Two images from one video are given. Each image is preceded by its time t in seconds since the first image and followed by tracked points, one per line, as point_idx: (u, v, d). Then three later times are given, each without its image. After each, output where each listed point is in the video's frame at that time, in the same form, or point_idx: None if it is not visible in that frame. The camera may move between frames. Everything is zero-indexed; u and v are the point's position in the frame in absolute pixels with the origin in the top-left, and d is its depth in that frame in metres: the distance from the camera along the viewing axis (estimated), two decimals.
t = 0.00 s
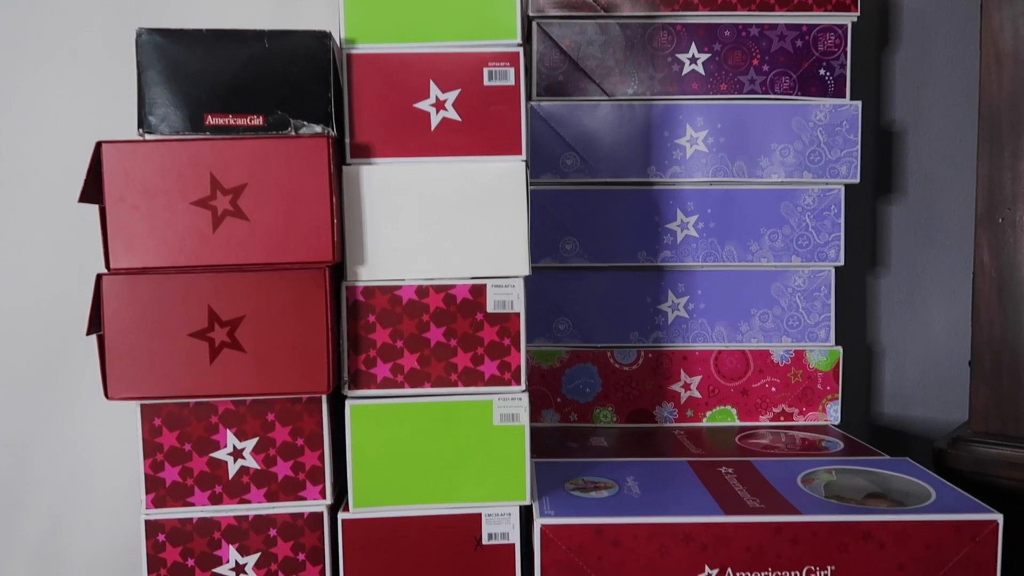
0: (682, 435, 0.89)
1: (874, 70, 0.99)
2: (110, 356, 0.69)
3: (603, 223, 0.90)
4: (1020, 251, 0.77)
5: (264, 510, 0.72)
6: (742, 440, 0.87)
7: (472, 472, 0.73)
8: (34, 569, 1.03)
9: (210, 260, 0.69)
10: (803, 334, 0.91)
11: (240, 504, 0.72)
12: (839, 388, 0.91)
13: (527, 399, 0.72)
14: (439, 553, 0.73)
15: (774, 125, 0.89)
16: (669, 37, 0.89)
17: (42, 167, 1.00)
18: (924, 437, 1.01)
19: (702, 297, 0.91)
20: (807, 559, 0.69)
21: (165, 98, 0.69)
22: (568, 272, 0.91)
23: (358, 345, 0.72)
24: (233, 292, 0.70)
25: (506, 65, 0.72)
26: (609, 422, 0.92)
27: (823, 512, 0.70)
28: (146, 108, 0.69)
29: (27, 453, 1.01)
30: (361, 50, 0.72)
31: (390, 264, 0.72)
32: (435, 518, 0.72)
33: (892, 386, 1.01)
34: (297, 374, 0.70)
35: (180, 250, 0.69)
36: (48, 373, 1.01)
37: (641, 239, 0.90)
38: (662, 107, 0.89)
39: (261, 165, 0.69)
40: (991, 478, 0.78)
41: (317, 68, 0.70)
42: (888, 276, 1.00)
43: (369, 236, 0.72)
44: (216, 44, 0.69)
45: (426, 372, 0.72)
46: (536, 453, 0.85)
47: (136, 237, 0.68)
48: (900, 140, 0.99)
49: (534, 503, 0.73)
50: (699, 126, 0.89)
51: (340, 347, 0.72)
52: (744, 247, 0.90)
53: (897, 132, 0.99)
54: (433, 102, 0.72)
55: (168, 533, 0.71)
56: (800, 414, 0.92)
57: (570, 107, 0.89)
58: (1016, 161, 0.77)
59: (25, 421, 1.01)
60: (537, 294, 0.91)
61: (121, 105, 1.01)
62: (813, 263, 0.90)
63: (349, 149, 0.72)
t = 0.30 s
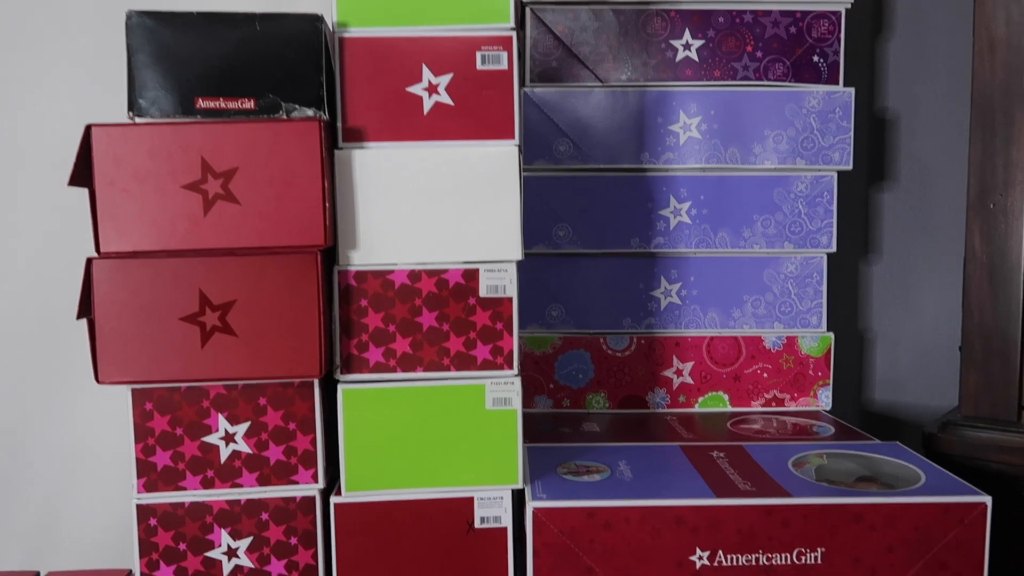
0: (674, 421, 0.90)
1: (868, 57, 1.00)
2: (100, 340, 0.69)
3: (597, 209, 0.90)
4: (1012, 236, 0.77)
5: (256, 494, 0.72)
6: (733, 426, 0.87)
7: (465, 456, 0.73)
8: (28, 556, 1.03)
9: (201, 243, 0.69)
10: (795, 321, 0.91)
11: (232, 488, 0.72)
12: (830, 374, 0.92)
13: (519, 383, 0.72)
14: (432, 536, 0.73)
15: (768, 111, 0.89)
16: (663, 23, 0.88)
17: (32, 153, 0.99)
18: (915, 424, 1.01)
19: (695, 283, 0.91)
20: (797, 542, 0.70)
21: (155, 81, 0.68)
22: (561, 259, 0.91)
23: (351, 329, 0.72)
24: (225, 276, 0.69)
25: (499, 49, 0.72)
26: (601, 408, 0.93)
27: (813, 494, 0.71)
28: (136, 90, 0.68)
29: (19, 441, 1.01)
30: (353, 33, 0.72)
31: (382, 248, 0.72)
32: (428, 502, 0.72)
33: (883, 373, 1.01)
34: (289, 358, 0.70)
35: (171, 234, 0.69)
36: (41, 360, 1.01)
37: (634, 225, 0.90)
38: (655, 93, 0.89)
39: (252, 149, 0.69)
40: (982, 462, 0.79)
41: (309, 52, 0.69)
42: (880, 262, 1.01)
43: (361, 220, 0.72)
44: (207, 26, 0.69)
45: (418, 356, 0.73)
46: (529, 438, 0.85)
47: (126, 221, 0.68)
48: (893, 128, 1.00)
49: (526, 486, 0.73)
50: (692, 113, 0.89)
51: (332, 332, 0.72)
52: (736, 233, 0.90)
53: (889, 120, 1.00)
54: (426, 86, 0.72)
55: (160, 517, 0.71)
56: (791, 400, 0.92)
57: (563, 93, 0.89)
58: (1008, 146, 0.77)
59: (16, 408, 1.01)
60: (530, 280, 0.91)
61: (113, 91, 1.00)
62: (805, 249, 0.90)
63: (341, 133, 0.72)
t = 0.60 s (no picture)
0: (667, 402, 0.90)
1: (862, 39, 1.00)
2: (91, 320, 0.68)
3: (591, 191, 0.90)
4: (1004, 218, 0.77)
5: (249, 474, 0.71)
6: (726, 407, 0.87)
7: (459, 436, 0.73)
8: (21, 537, 1.03)
9: (192, 222, 0.68)
10: (788, 303, 0.92)
11: (226, 469, 0.72)
12: (823, 356, 0.92)
13: (513, 363, 0.72)
14: (426, 516, 0.73)
15: (762, 93, 0.88)
16: (657, 3, 0.88)
17: (21, 134, 0.98)
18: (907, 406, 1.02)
19: (689, 265, 0.91)
20: (789, 521, 0.70)
21: (144, 57, 0.68)
22: (555, 241, 0.91)
23: (344, 309, 0.72)
24: (216, 255, 0.69)
25: (492, 27, 0.71)
26: (595, 390, 0.93)
27: (805, 474, 0.71)
28: (125, 67, 0.68)
29: (10, 424, 1.01)
30: (344, 10, 0.71)
31: (375, 228, 0.71)
32: (422, 482, 0.72)
33: (876, 355, 1.02)
34: (282, 338, 0.69)
35: (162, 213, 0.68)
36: (32, 343, 1.00)
37: (629, 207, 0.90)
38: (650, 74, 0.88)
39: (244, 127, 0.68)
40: (973, 443, 0.79)
41: (300, 28, 0.69)
42: (873, 245, 1.01)
43: (354, 200, 0.71)
44: (196, 2, 0.68)
45: (412, 336, 0.72)
46: (523, 420, 0.85)
47: (117, 199, 0.68)
48: (887, 111, 1.00)
49: (520, 466, 0.73)
50: (686, 94, 0.89)
51: (324, 312, 0.72)
52: (730, 215, 0.90)
53: (884, 103, 1.00)
54: (418, 64, 0.71)
55: (153, 497, 0.71)
56: (784, 382, 0.93)
57: (557, 73, 0.88)
58: (1002, 128, 0.77)
59: (8, 392, 1.00)
60: (524, 262, 0.91)
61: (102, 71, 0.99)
62: (799, 231, 0.90)
63: (333, 112, 0.71)
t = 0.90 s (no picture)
0: (658, 387, 0.90)
1: (854, 26, 1.00)
2: (80, 303, 0.68)
3: (583, 176, 0.90)
4: (994, 203, 0.77)
5: (240, 459, 0.71)
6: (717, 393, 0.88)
7: (450, 421, 0.73)
8: (10, 525, 1.03)
9: (181, 206, 0.68)
10: (779, 289, 0.92)
11: (216, 453, 0.71)
12: (813, 342, 0.92)
13: (505, 347, 0.72)
14: (417, 501, 0.73)
15: (754, 79, 0.88)
16: None
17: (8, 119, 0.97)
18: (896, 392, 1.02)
19: (681, 252, 0.91)
20: (779, 504, 0.71)
21: (132, 38, 0.67)
22: (546, 226, 0.91)
23: (335, 293, 0.72)
24: (206, 239, 0.68)
25: (484, 11, 0.71)
26: (586, 376, 0.93)
27: (795, 457, 0.72)
28: (112, 49, 0.67)
29: None
30: None
31: (366, 212, 0.71)
32: (413, 466, 0.72)
33: (866, 342, 1.03)
34: (273, 322, 0.69)
35: (151, 196, 0.67)
36: (21, 329, 1.00)
37: (621, 193, 0.90)
38: (642, 60, 0.88)
39: (233, 110, 0.67)
40: (962, 427, 0.80)
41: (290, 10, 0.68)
42: (864, 233, 1.01)
43: (345, 184, 0.71)
44: None
45: (403, 321, 0.72)
46: (514, 405, 0.85)
47: (105, 182, 0.67)
48: (879, 98, 1.00)
49: (512, 451, 0.73)
50: (679, 80, 0.88)
51: (315, 296, 0.72)
52: (722, 202, 0.90)
53: (876, 90, 1.00)
54: (410, 47, 0.71)
55: (143, 482, 0.71)
56: (774, 368, 0.93)
57: (549, 59, 0.88)
58: (993, 115, 0.77)
59: None
60: (516, 248, 0.91)
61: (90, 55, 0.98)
62: (790, 218, 0.91)
63: (324, 95, 0.71)
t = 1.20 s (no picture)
0: (654, 371, 0.90)
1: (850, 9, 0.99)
2: (74, 285, 0.67)
3: (579, 160, 0.89)
4: (990, 185, 0.77)
5: (235, 442, 0.71)
6: (712, 376, 0.88)
7: (446, 403, 0.73)
8: (6, 511, 1.03)
9: (175, 187, 0.67)
10: (775, 274, 0.92)
11: (212, 436, 0.71)
12: (808, 326, 0.93)
13: (500, 330, 0.72)
14: (413, 483, 0.73)
15: (750, 62, 0.88)
16: None
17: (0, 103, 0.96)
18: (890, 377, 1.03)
19: (676, 236, 0.91)
20: (773, 485, 0.71)
21: (123, 18, 0.66)
22: (542, 210, 0.91)
23: (330, 276, 0.71)
24: (200, 220, 0.68)
25: None
26: (582, 360, 0.93)
27: (790, 439, 0.72)
28: (104, 28, 0.66)
29: None
30: None
31: (361, 194, 0.71)
32: (409, 448, 0.72)
33: (861, 327, 1.03)
34: (268, 304, 0.69)
35: (144, 177, 0.67)
36: (15, 315, 0.99)
37: (617, 177, 0.90)
38: (638, 43, 0.88)
39: (227, 90, 0.67)
40: (954, 410, 0.80)
41: None
42: (859, 217, 1.01)
43: (339, 166, 0.71)
44: None
45: (398, 303, 0.72)
46: (510, 389, 0.85)
47: (97, 164, 0.67)
48: (875, 83, 1.00)
49: (507, 433, 0.73)
50: (675, 63, 0.88)
51: (310, 279, 0.71)
52: (717, 185, 0.90)
53: (871, 75, 1.00)
54: (404, 28, 0.70)
55: (138, 464, 0.71)
56: (770, 352, 0.93)
57: (545, 42, 0.87)
58: (989, 96, 0.77)
59: None
60: (511, 232, 0.91)
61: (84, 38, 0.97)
62: (786, 202, 0.91)
63: (318, 76, 0.70)
